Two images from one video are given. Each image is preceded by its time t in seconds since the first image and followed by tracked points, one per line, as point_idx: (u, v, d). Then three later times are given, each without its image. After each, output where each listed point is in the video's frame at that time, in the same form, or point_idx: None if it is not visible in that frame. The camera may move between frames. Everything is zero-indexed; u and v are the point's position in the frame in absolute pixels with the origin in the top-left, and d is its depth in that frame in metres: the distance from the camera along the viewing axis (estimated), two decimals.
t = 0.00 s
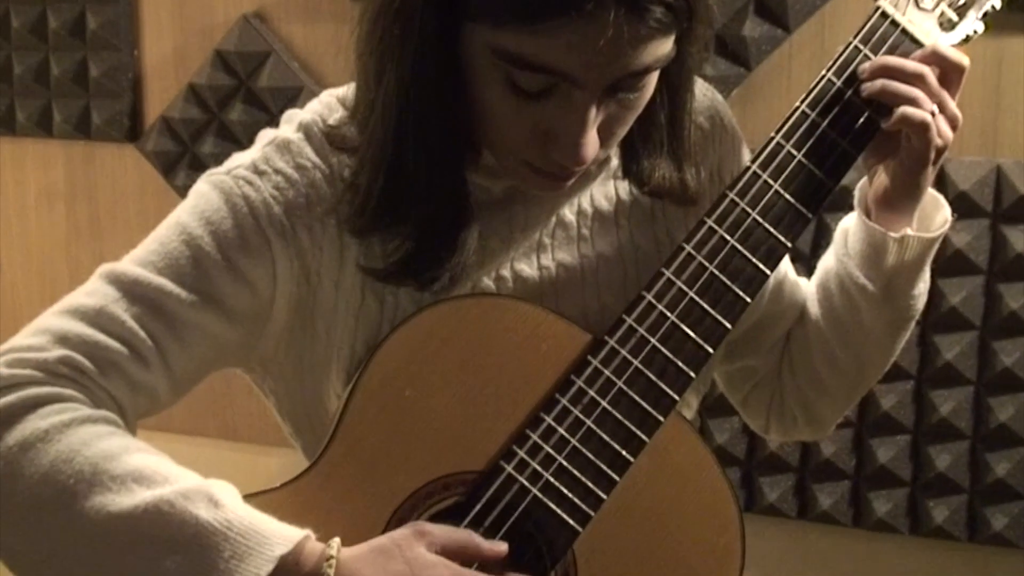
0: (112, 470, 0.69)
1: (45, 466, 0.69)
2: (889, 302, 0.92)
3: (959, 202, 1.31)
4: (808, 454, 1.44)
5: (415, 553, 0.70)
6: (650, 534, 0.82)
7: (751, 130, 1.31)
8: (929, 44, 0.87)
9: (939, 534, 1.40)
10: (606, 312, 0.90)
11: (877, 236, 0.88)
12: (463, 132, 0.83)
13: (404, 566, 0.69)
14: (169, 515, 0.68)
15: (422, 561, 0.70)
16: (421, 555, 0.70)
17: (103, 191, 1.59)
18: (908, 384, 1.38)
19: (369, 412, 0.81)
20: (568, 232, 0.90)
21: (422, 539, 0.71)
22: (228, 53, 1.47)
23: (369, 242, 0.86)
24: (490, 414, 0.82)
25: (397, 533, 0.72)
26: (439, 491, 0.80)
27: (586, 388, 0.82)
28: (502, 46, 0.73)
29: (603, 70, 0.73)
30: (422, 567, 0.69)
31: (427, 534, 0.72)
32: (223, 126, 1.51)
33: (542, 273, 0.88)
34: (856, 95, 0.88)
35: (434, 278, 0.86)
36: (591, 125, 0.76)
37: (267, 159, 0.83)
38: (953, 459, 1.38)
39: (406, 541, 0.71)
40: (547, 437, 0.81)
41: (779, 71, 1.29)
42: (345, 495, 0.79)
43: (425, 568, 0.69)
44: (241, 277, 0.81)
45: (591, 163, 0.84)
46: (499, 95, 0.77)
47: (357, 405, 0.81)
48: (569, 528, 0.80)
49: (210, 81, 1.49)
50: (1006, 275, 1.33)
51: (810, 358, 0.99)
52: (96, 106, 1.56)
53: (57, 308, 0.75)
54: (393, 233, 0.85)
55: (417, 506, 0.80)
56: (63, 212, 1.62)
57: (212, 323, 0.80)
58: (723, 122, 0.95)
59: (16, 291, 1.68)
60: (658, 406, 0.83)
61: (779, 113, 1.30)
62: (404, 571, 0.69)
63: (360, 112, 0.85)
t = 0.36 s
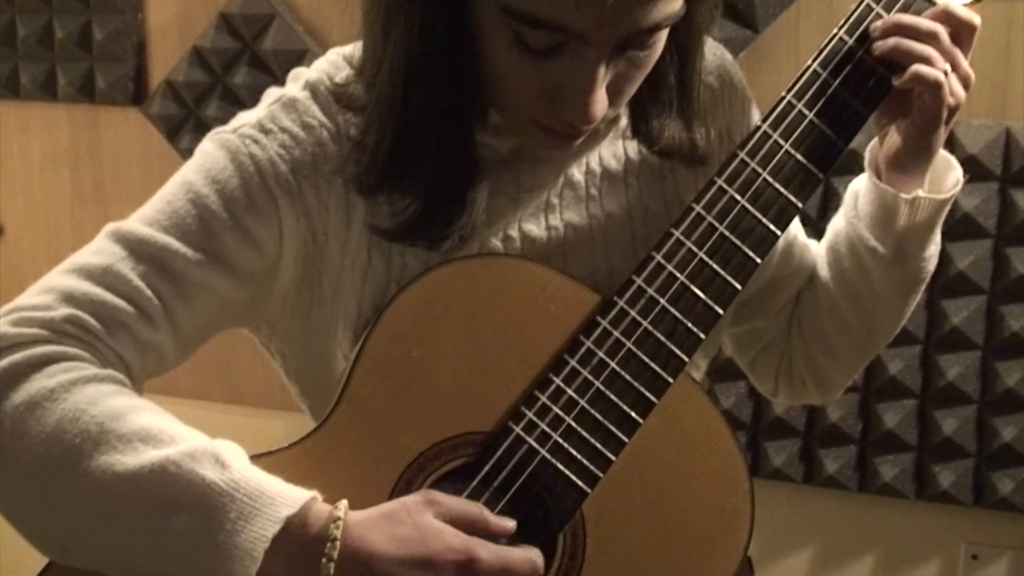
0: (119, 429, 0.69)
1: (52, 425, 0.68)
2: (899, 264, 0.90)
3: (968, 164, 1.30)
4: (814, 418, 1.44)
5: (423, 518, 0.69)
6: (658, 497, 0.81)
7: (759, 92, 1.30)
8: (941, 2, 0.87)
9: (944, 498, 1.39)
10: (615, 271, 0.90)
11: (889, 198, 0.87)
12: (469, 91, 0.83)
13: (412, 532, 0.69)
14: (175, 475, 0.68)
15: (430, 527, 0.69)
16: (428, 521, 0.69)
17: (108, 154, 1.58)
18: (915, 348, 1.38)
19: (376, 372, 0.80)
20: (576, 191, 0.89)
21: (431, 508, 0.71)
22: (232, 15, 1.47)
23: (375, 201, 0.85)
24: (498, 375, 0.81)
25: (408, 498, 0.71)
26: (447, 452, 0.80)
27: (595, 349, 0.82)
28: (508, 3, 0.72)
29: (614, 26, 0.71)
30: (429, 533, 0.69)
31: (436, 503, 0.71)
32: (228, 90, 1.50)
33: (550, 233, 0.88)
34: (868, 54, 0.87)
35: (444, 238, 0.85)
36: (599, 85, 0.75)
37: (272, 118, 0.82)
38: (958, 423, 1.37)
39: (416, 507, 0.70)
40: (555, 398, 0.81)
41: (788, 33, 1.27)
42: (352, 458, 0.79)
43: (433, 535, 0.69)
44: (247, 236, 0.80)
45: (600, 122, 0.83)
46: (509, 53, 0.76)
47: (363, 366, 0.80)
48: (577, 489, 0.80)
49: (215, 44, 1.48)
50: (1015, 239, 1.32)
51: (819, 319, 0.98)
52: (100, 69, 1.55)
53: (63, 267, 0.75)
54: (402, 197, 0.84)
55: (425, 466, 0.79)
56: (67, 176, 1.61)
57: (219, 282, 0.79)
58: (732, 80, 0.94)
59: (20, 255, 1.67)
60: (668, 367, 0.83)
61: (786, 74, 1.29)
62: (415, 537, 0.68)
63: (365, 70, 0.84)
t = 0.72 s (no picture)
0: (125, 390, 0.68)
1: (59, 386, 0.68)
2: (908, 225, 0.90)
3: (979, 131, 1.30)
4: (823, 385, 1.43)
5: (433, 475, 0.69)
6: (669, 461, 0.81)
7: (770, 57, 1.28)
8: None
9: (953, 466, 1.39)
10: (625, 234, 0.89)
11: (897, 156, 0.86)
12: (482, 51, 0.83)
13: (422, 489, 0.68)
14: (182, 436, 0.67)
15: (440, 484, 0.68)
16: (439, 477, 0.68)
17: (113, 121, 1.57)
18: (924, 315, 1.37)
19: (385, 335, 0.80)
20: (585, 152, 0.88)
21: (441, 463, 0.70)
22: None
23: (383, 162, 0.84)
24: (508, 338, 0.81)
25: (417, 456, 0.70)
26: (457, 415, 0.79)
27: (606, 312, 0.81)
28: None
29: None
30: (438, 490, 0.68)
31: (447, 458, 0.70)
32: (233, 55, 1.49)
33: (559, 194, 0.87)
34: (881, 14, 0.85)
35: (454, 200, 0.84)
36: (610, 44, 0.75)
37: (278, 79, 0.81)
38: (967, 390, 1.37)
39: (425, 465, 0.69)
40: (565, 361, 0.80)
41: None
42: (362, 420, 0.78)
43: (444, 491, 0.68)
44: (253, 198, 0.79)
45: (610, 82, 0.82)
46: (519, 12, 0.75)
47: (373, 328, 0.80)
48: (587, 453, 0.79)
49: (220, 9, 1.47)
50: None
51: (827, 282, 0.97)
52: (105, 35, 1.54)
53: (67, 229, 0.74)
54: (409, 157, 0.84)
55: (434, 430, 0.79)
56: (72, 143, 1.60)
57: (225, 244, 0.79)
58: (743, 42, 0.93)
59: (26, 222, 1.67)
60: (679, 331, 0.82)
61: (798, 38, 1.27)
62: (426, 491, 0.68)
63: (375, 31, 0.84)
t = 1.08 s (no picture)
0: (131, 355, 0.68)
1: (64, 352, 0.67)
2: (923, 189, 0.89)
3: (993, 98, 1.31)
4: (832, 353, 1.44)
5: (439, 441, 0.68)
6: (678, 427, 0.81)
7: (781, 22, 1.28)
8: None
9: (961, 434, 1.40)
10: (634, 199, 0.88)
11: (913, 119, 0.86)
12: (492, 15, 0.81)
13: (429, 454, 0.68)
14: (189, 401, 0.67)
15: (446, 449, 0.68)
16: (445, 443, 0.68)
17: (119, 87, 1.57)
18: (934, 284, 1.38)
19: (395, 299, 0.79)
20: (594, 117, 0.87)
21: (448, 429, 0.70)
22: None
23: (390, 126, 0.84)
24: (517, 303, 0.80)
25: (425, 421, 0.70)
26: (466, 380, 0.79)
27: (615, 277, 0.81)
28: None
29: None
30: (444, 456, 0.68)
31: (453, 424, 0.70)
32: (241, 21, 1.49)
33: (568, 159, 0.86)
34: None
35: (462, 162, 0.84)
36: (619, 7, 0.74)
37: (285, 44, 0.80)
38: (976, 358, 1.38)
39: (431, 430, 0.69)
40: (574, 326, 0.79)
41: None
42: (370, 384, 0.78)
43: (451, 458, 0.67)
44: (260, 163, 0.78)
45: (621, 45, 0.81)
46: None
47: (382, 292, 0.79)
48: (596, 419, 0.78)
49: None
50: None
51: (839, 248, 0.97)
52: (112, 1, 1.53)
53: (73, 195, 0.73)
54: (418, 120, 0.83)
55: (444, 395, 0.78)
56: (79, 109, 1.59)
57: (232, 210, 0.78)
58: (754, 3, 0.92)
59: (31, 190, 1.66)
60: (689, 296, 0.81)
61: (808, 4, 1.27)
62: (433, 458, 0.67)
63: None
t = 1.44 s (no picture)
0: (140, 324, 0.67)
1: (73, 321, 0.67)
2: (936, 160, 0.88)
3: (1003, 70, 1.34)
4: (840, 324, 1.46)
5: (448, 406, 0.68)
6: (690, 396, 0.80)
7: None
8: None
9: (970, 407, 1.41)
10: (645, 170, 0.87)
11: (927, 90, 0.85)
12: None
13: (438, 420, 0.68)
14: (198, 368, 0.66)
15: (456, 415, 0.68)
16: (454, 408, 0.68)
17: (125, 58, 1.57)
18: (943, 255, 1.40)
19: (405, 268, 0.79)
20: (604, 87, 0.86)
21: (457, 395, 0.70)
22: None
23: (399, 93, 0.83)
24: (528, 271, 0.80)
25: (432, 389, 0.70)
26: (478, 348, 0.79)
27: (626, 246, 0.80)
28: None
29: None
30: (454, 421, 0.67)
31: (462, 391, 0.70)
32: None
33: (579, 128, 0.85)
34: None
35: (467, 129, 0.83)
36: None
37: (293, 13, 0.80)
38: (985, 331, 1.39)
39: (439, 398, 0.69)
40: (585, 295, 0.79)
41: None
42: (380, 351, 0.78)
43: (459, 423, 0.67)
44: (268, 133, 0.78)
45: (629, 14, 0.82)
46: None
47: (392, 260, 0.79)
48: (608, 387, 0.78)
49: None
50: None
51: (850, 219, 0.97)
52: None
53: (80, 165, 0.73)
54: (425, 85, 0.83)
55: (454, 364, 0.78)
56: (84, 82, 1.59)
57: (241, 180, 0.78)
58: None
59: (36, 163, 1.65)
60: (700, 265, 0.81)
61: None
62: (441, 423, 0.67)
63: None
